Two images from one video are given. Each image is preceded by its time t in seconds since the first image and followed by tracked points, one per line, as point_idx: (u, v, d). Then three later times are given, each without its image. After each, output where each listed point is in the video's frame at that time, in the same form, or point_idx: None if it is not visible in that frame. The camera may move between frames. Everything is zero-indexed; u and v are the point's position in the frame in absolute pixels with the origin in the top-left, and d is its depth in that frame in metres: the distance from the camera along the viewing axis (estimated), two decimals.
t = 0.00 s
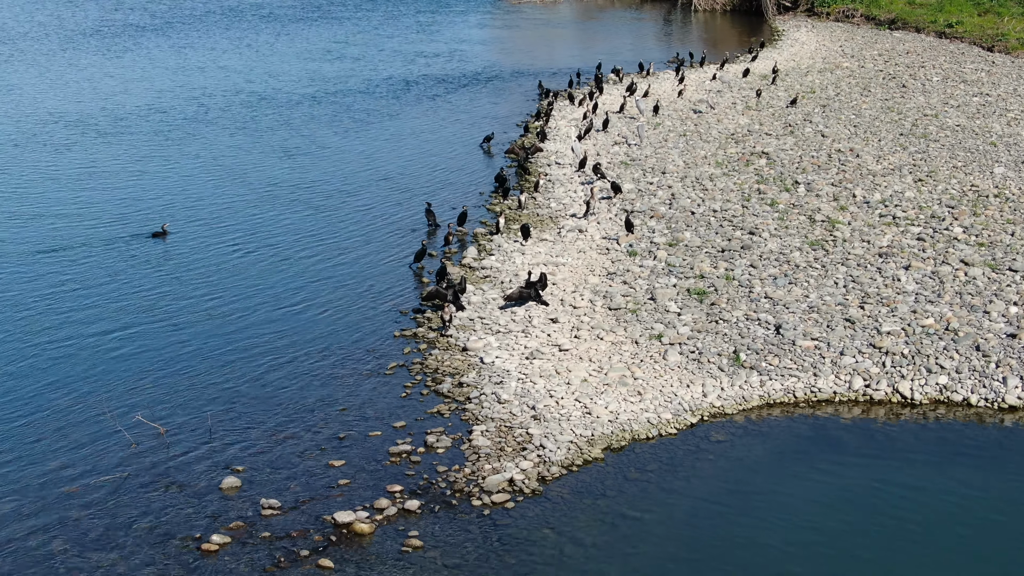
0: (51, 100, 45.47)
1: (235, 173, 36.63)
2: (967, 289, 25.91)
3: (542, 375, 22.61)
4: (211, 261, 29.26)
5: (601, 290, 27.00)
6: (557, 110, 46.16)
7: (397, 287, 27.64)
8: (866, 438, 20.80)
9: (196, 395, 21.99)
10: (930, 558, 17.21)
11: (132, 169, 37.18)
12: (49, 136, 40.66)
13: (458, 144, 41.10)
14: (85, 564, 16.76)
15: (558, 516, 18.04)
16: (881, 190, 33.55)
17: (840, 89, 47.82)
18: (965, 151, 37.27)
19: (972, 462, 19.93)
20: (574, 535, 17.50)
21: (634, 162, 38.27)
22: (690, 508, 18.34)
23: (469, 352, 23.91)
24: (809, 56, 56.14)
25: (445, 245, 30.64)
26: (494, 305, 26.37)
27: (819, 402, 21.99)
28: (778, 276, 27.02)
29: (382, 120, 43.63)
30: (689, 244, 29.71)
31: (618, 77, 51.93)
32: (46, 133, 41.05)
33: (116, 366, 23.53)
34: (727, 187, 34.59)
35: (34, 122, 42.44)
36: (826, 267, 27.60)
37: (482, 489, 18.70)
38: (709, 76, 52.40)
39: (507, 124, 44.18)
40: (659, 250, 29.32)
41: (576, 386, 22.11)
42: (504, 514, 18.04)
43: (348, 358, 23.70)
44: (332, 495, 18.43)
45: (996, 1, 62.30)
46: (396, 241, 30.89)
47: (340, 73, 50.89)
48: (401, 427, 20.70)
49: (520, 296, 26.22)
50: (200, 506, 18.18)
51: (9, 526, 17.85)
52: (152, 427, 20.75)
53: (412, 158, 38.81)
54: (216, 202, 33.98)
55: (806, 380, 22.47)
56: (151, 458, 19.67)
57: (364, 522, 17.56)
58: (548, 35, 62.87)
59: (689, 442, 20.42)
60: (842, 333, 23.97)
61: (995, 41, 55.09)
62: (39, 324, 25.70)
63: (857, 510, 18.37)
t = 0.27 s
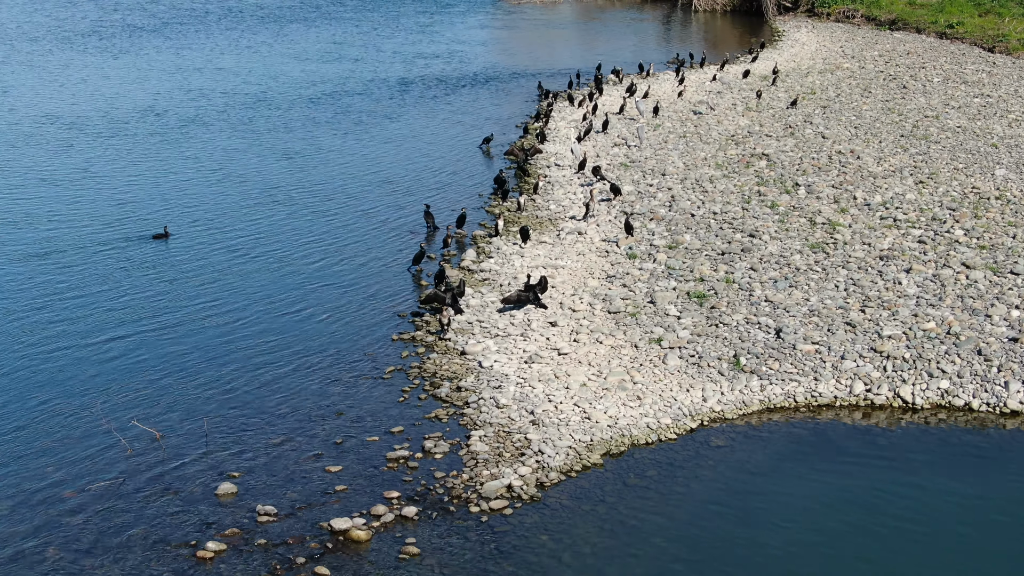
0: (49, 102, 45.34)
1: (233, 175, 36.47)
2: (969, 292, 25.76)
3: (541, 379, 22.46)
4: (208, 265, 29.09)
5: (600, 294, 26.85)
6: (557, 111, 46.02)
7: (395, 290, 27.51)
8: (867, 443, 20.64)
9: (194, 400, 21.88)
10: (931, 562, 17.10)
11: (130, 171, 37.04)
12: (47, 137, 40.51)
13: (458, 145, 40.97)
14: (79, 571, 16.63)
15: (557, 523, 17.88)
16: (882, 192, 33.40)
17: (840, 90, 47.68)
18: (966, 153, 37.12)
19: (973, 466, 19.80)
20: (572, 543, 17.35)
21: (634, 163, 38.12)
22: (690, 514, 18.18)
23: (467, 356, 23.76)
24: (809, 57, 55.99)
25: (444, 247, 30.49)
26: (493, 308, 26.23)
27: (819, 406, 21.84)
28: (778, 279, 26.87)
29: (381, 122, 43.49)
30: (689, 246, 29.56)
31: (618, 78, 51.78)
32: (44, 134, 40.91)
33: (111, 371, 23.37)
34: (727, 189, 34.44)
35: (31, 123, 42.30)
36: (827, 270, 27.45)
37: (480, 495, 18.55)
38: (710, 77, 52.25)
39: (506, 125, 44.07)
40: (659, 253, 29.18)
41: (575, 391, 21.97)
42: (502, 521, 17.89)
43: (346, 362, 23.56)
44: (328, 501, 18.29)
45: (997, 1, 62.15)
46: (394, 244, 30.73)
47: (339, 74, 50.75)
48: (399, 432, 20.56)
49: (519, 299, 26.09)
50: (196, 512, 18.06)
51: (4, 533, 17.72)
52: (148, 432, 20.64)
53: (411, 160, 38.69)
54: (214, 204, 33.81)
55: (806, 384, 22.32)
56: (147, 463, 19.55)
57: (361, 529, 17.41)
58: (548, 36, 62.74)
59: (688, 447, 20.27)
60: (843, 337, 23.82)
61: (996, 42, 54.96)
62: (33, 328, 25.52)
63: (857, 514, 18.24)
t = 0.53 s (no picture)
0: (47, 104, 45.20)
1: (231, 178, 36.29)
2: (971, 296, 25.60)
3: (540, 384, 22.30)
4: (205, 269, 28.89)
5: (600, 297, 26.69)
6: (556, 112, 45.88)
7: (393, 293, 27.37)
8: (869, 449, 20.48)
9: (190, 405, 21.73)
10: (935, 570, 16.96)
11: (127, 174, 36.88)
12: (44, 140, 40.37)
13: (457, 146, 40.82)
14: None
15: (556, 530, 17.73)
16: (884, 194, 33.24)
17: (841, 91, 47.53)
18: (967, 154, 36.96)
19: (976, 473, 19.66)
20: (572, 550, 17.19)
21: (634, 165, 37.97)
22: (691, 522, 18.01)
23: (466, 360, 23.61)
24: (810, 58, 55.85)
25: (443, 250, 30.33)
26: (492, 311, 26.08)
27: (820, 411, 21.68)
28: (779, 283, 26.72)
29: (380, 123, 43.34)
30: (689, 249, 29.41)
31: (619, 79, 51.63)
32: (42, 137, 40.77)
33: (106, 376, 23.20)
34: (727, 191, 34.28)
35: (28, 126, 42.16)
36: (828, 273, 27.30)
37: (478, 502, 18.39)
38: (710, 78, 52.09)
39: (506, 127, 43.92)
40: (659, 256, 29.02)
41: (575, 395, 21.81)
42: (501, 528, 17.73)
43: (343, 366, 23.40)
44: (325, 508, 18.14)
45: (998, 2, 61.98)
46: (393, 247, 30.56)
47: (338, 76, 50.61)
48: (397, 437, 20.40)
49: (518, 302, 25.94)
50: (192, 519, 17.90)
51: None
52: (144, 437, 20.49)
53: (410, 162, 38.54)
54: (211, 207, 33.64)
55: (807, 389, 22.16)
56: (143, 469, 19.41)
57: (358, 536, 17.26)
58: (549, 36, 62.58)
59: (689, 453, 20.10)
60: (844, 341, 23.66)
61: (997, 42, 54.82)
62: (28, 333, 25.34)
63: (860, 522, 18.08)
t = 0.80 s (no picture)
0: (44, 105, 45.01)
1: (228, 181, 36.06)
2: (973, 299, 25.43)
3: (540, 388, 22.13)
4: (202, 273, 28.67)
5: (600, 300, 26.52)
6: (556, 113, 45.72)
7: (392, 296, 27.21)
8: (872, 454, 20.30)
9: (188, 409, 21.57)
10: None
11: (124, 176, 36.66)
12: (41, 142, 40.19)
13: (457, 148, 40.66)
14: None
15: (556, 537, 17.56)
16: (885, 196, 33.06)
17: (842, 92, 47.37)
18: (969, 156, 36.79)
19: (980, 478, 19.50)
20: (572, 557, 17.02)
21: (634, 167, 37.80)
22: (693, 529, 17.83)
23: (465, 364, 23.44)
24: (810, 58, 55.69)
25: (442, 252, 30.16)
26: (491, 314, 25.91)
27: (822, 416, 21.51)
28: (780, 286, 26.55)
29: (379, 125, 43.17)
30: (689, 252, 29.24)
31: (619, 79, 51.45)
32: (38, 139, 40.56)
33: (101, 381, 22.99)
34: (728, 193, 34.11)
35: (25, 127, 41.96)
36: (829, 276, 27.13)
37: (477, 508, 18.22)
38: (710, 79, 51.92)
39: (506, 128, 43.76)
40: (659, 258, 28.86)
41: (574, 400, 21.64)
42: (500, 534, 17.56)
43: (342, 370, 23.23)
44: (323, 514, 17.97)
45: (999, 2, 61.82)
46: (391, 249, 30.37)
47: (337, 77, 50.44)
48: (396, 443, 20.23)
49: (518, 305, 25.78)
50: (188, 526, 17.74)
51: None
52: (141, 443, 20.33)
53: (409, 163, 38.38)
54: (208, 210, 33.44)
55: (809, 394, 21.99)
56: (140, 475, 19.24)
57: (356, 544, 17.09)
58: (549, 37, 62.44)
59: (690, 459, 19.93)
60: (846, 345, 23.48)
61: (998, 43, 54.68)
62: (23, 338, 25.11)
63: (864, 528, 17.91)
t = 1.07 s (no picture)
0: (41, 107, 44.84)
1: (227, 183, 35.89)
2: (977, 302, 25.25)
3: (540, 392, 21.96)
4: (199, 276, 28.49)
5: (601, 303, 26.35)
6: (557, 114, 45.56)
7: (391, 299, 27.04)
8: (875, 459, 20.11)
9: (185, 414, 21.41)
10: None
11: (122, 178, 36.50)
12: (39, 144, 40.02)
13: (457, 149, 40.49)
14: None
15: (556, 543, 17.38)
16: (887, 198, 32.87)
17: (843, 93, 47.20)
18: (971, 157, 36.61)
19: (985, 482, 19.31)
20: (572, 564, 16.85)
21: (635, 168, 37.63)
22: (695, 534, 17.66)
23: (465, 368, 23.26)
24: (811, 59, 55.52)
25: (441, 254, 30.00)
26: (491, 317, 25.74)
27: (825, 420, 21.33)
28: (782, 289, 26.38)
29: (379, 126, 43.00)
30: (690, 254, 29.07)
31: (619, 80, 51.28)
32: (36, 141, 40.39)
33: (96, 386, 22.81)
34: (729, 195, 33.93)
35: (23, 129, 41.79)
36: (831, 278, 26.96)
37: (477, 514, 18.04)
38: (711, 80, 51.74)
39: (506, 129, 43.60)
40: (660, 261, 28.69)
41: (575, 404, 21.46)
42: (500, 541, 17.39)
43: (340, 375, 23.06)
44: (321, 521, 17.80)
45: (1000, 2, 61.63)
46: (390, 252, 30.20)
47: (337, 78, 50.30)
48: (394, 448, 20.07)
49: (517, 308, 25.60)
50: (184, 532, 17.57)
51: None
52: (137, 448, 20.18)
53: (409, 165, 38.22)
54: (206, 212, 33.27)
55: (811, 398, 21.81)
56: (136, 481, 19.07)
57: (354, 551, 16.93)
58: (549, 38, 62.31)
59: (692, 464, 19.75)
60: (849, 348, 23.30)
61: (999, 43, 54.50)
62: (18, 343, 24.93)
63: (867, 533, 17.73)
